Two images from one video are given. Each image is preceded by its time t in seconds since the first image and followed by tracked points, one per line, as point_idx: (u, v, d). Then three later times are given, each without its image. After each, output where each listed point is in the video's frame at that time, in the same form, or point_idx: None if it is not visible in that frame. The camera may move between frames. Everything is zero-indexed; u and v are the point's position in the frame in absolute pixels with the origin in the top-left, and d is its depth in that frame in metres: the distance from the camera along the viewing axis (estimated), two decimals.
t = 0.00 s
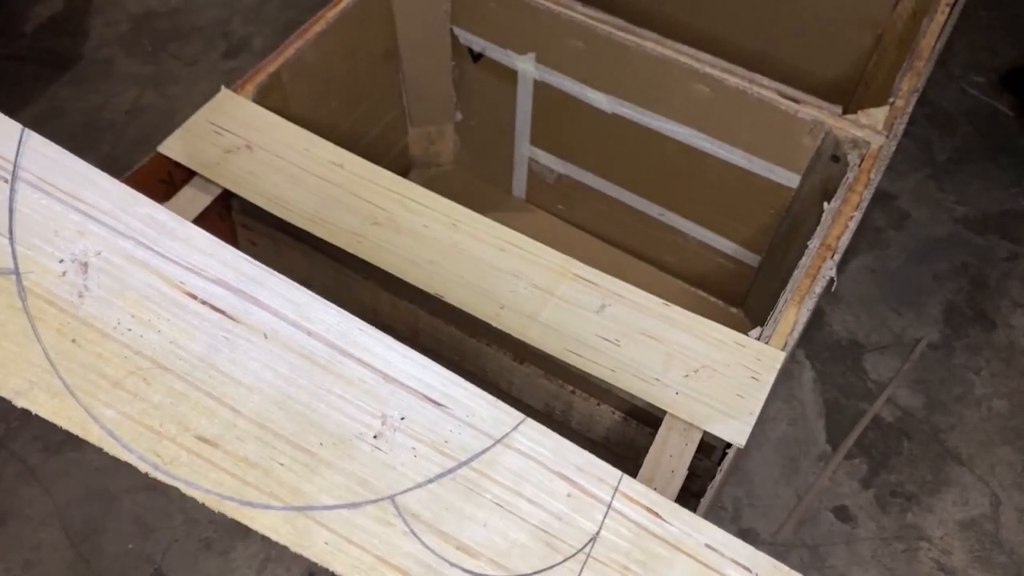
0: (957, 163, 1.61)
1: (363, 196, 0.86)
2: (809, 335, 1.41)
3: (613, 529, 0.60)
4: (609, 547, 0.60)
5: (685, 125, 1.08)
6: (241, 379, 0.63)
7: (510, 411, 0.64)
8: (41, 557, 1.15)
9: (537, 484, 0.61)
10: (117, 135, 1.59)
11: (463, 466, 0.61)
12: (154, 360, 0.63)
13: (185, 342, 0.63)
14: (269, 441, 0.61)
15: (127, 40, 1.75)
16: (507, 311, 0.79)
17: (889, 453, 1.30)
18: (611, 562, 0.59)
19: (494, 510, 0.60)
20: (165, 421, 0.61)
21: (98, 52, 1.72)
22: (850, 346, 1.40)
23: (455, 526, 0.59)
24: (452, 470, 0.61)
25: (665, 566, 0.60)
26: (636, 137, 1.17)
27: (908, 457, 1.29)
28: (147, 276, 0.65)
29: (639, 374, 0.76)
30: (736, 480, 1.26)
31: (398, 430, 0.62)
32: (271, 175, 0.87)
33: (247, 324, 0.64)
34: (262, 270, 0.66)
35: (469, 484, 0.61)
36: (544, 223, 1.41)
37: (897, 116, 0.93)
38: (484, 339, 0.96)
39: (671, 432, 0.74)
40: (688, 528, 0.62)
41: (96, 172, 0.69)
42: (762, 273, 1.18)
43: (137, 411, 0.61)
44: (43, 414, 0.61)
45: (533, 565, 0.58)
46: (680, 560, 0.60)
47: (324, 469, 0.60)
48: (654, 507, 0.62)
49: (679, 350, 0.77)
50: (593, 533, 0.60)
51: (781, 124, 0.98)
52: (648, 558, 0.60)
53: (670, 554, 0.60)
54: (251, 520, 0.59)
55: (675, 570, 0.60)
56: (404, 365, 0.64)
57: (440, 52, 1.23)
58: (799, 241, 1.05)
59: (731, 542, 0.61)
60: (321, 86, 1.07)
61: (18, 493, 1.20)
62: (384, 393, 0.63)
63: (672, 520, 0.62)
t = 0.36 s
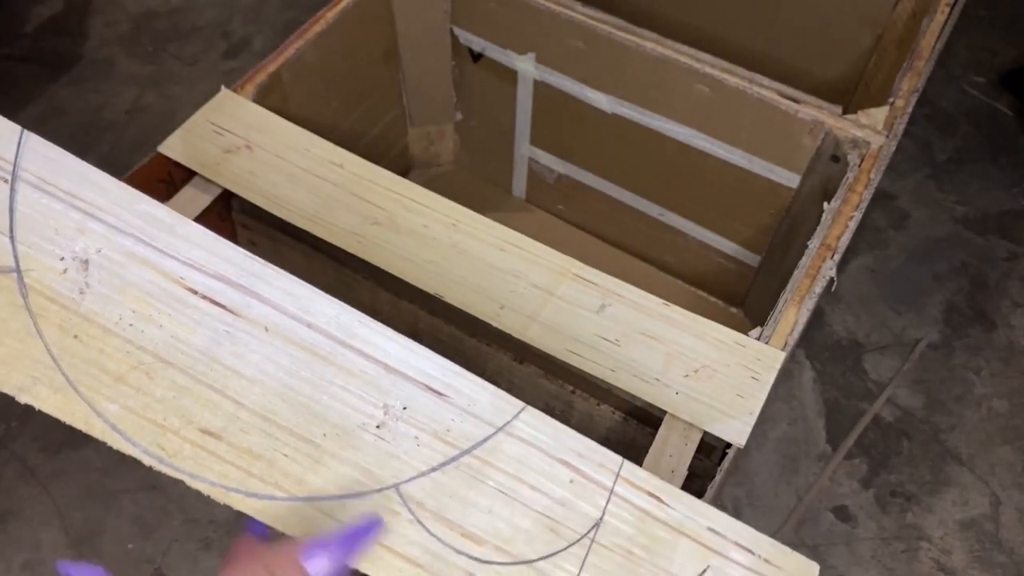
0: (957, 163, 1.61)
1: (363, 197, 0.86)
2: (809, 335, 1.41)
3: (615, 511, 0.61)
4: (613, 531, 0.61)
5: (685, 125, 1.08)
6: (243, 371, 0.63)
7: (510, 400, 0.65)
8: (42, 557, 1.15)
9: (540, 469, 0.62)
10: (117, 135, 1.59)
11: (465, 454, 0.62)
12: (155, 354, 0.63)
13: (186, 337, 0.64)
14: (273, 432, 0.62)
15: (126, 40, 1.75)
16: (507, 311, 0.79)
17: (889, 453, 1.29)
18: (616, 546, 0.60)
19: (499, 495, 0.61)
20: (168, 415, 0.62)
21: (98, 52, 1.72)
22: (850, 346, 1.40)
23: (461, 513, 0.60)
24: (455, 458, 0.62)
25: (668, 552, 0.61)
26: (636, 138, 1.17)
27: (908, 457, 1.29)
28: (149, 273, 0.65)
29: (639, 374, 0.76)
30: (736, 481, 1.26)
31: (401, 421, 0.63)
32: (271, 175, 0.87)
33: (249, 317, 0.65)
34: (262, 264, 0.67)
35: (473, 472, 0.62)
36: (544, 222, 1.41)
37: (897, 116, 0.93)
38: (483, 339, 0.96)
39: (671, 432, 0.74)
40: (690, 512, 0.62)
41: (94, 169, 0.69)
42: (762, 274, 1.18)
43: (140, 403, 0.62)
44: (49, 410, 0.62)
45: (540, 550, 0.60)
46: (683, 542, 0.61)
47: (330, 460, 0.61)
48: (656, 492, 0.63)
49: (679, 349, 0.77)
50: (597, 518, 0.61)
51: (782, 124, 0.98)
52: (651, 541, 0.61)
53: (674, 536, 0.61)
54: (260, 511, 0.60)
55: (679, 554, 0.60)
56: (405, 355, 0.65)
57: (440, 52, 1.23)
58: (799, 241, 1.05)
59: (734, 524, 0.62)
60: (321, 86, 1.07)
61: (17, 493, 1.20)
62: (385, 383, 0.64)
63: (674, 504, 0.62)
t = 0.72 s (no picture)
0: (957, 163, 1.61)
1: (363, 197, 0.87)
2: (809, 335, 1.41)
3: (536, 455, 0.66)
4: (532, 472, 0.65)
5: (685, 125, 1.08)
6: (245, 358, 0.70)
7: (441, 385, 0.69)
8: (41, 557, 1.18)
9: (481, 423, 0.67)
10: (118, 136, 1.59)
11: (420, 409, 0.67)
12: (179, 337, 0.71)
13: (209, 328, 0.71)
14: (270, 389, 0.68)
15: (127, 40, 1.75)
16: (507, 311, 0.79)
17: (889, 453, 1.30)
18: (535, 483, 0.65)
19: (450, 436, 0.66)
20: (184, 377, 0.68)
21: (99, 52, 1.73)
22: (850, 346, 1.40)
23: (411, 449, 0.65)
24: (412, 412, 0.67)
25: (577, 496, 0.64)
26: (636, 138, 1.17)
27: (908, 457, 1.29)
28: (180, 292, 0.73)
29: (640, 374, 0.76)
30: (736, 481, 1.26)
31: (366, 387, 0.69)
32: (272, 176, 0.87)
33: (252, 319, 0.72)
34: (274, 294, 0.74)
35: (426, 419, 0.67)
36: (543, 222, 1.41)
37: (896, 116, 0.93)
38: (483, 339, 0.96)
39: (671, 432, 0.74)
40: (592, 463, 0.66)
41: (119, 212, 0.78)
42: (762, 273, 1.18)
43: (166, 378, 0.68)
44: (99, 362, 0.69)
45: (475, 481, 0.64)
46: (589, 487, 0.65)
47: (304, 404, 0.68)
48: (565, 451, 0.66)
49: (680, 349, 0.77)
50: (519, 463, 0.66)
51: (782, 125, 0.98)
52: (563, 479, 0.65)
53: (585, 475, 0.65)
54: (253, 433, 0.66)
55: (586, 498, 0.64)
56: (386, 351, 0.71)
57: (440, 51, 1.23)
58: (798, 241, 1.05)
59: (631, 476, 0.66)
60: (322, 87, 1.07)
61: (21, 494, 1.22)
62: (362, 363, 0.70)
63: (583, 461, 0.66)
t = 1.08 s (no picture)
0: (956, 164, 1.61)
1: (364, 197, 0.87)
2: (808, 335, 1.42)
3: (613, 414, 0.72)
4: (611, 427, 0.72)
5: (685, 125, 1.09)
6: (382, 327, 0.77)
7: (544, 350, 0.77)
8: (42, 556, 1.19)
9: (572, 387, 0.74)
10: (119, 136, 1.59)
11: (522, 372, 0.75)
12: (340, 310, 0.78)
13: (365, 304, 0.78)
14: (400, 350, 0.76)
15: (128, 41, 1.75)
16: (507, 311, 0.80)
17: (889, 453, 1.30)
18: (613, 437, 0.71)
19: (552, 395, 0.74)
20: (333, 337, 0.76)
21: (99, 52, 1.73)
22: (849, 345, 1.40)
23: (512, 400, 0.73)
24: (515, 374, 0.75)
25: (645, 449, 0.71)
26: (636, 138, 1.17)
27: (908, 457, 1.29)
28: (333, 273, 0.80)
29: (640, 374, 0.76)
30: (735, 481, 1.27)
31: (476, 352, 0.76)
32: (273, 176, 0.88)
33: (391, 294, 0.79)
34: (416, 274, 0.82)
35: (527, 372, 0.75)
36: (543, 222, 1.42)
37: (896, 116, 0.93)
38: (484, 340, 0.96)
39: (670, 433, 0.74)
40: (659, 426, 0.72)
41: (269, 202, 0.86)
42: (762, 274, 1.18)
43: (325, 338, 0.76)
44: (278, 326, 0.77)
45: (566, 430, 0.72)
46: (655, 444, 0.71)
47: (430, 364, 0.75)
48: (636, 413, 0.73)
49: (679, 349, 0.78)
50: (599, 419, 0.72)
51: (782, 125, 0.98)
52: (631, 433, 0.72)
53: (652, 431, 0.72)
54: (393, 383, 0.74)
55: (653, 450, 0.71)
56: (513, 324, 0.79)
57: (441, 51, 1.23)
58: (799, 241, 1.06)
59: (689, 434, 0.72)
60: (323, 87, 1.08)
61: (23, 493, 1.24)
62: (478, 335, 0.77)
63: (650, 422, 0.72)
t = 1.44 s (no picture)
0: (956, 164, 1.61)
1: (363, 198, 0.87)
2: (808, 335, 1.42)
3: (617, 412, 0.74)
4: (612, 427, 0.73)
5: (685, 125, 1.09)
6: (400, 343, 0.77)
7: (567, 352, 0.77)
8: (42, 555, 1.20)
9: (579, 387, 0.75)
10: (118, 135, 1.59)
11: (530, 377, 0.75)
12: (359, 327, 0.78)
13: (384, 319, 0.79)
14: (417, 366, 0.76)
15: (127, 40, 1.75)
16: (507, 311, 0.80)
17: (889, 453, 1.30)
18: (612, 430, 0.73)
19: (561, 397, 0.75)
20: (355, 358, 0.77)
21: (99, 52, 1.73)
22: (849, 345, 1.40)
23: (522, 407, 0.74)
24: (524, 380, 0.75)
25: (645, 442, 0.72)
26: (637, 139, 1.17)
27: (907, 457, 1.29)
28: (356, 291, 0.80)
29: (640, 374, 0.76)
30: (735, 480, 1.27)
31: (489, 362, 0.76)
32: (273, 176, 0.88)
33: (409, 306, 0.79)
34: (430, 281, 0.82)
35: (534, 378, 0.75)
36: (543, 222, 1.42)
37: (896, 116, 0.93)
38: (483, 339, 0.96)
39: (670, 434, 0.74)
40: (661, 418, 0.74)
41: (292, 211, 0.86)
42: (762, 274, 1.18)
43: (350, 355, 0.77)
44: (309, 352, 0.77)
45: (568, 433, 0.73)
46: (655, 438, 0.73)
47: (441, 375, 0.75)
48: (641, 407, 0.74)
49: (679, 349, 0.78)
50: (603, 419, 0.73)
51: (782, 125, 0.98)
52: (632, 428, 0.73)
53: (654, 426, 0.73)
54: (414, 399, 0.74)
55: (654, 443, 0.72)
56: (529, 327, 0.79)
57: (440, 51, 1.23)
58: (799, 242, 1.06)
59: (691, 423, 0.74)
60: (323, 87, 1.08)
61: (22, 493, 1.24)
62: (489, 339, 0.78)
63: (653, 414, 0.74)
